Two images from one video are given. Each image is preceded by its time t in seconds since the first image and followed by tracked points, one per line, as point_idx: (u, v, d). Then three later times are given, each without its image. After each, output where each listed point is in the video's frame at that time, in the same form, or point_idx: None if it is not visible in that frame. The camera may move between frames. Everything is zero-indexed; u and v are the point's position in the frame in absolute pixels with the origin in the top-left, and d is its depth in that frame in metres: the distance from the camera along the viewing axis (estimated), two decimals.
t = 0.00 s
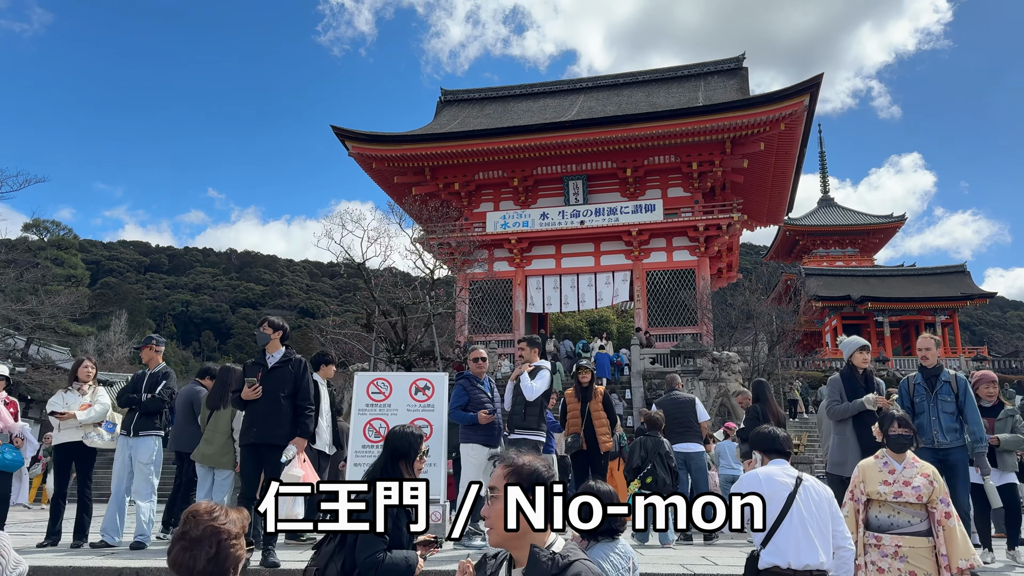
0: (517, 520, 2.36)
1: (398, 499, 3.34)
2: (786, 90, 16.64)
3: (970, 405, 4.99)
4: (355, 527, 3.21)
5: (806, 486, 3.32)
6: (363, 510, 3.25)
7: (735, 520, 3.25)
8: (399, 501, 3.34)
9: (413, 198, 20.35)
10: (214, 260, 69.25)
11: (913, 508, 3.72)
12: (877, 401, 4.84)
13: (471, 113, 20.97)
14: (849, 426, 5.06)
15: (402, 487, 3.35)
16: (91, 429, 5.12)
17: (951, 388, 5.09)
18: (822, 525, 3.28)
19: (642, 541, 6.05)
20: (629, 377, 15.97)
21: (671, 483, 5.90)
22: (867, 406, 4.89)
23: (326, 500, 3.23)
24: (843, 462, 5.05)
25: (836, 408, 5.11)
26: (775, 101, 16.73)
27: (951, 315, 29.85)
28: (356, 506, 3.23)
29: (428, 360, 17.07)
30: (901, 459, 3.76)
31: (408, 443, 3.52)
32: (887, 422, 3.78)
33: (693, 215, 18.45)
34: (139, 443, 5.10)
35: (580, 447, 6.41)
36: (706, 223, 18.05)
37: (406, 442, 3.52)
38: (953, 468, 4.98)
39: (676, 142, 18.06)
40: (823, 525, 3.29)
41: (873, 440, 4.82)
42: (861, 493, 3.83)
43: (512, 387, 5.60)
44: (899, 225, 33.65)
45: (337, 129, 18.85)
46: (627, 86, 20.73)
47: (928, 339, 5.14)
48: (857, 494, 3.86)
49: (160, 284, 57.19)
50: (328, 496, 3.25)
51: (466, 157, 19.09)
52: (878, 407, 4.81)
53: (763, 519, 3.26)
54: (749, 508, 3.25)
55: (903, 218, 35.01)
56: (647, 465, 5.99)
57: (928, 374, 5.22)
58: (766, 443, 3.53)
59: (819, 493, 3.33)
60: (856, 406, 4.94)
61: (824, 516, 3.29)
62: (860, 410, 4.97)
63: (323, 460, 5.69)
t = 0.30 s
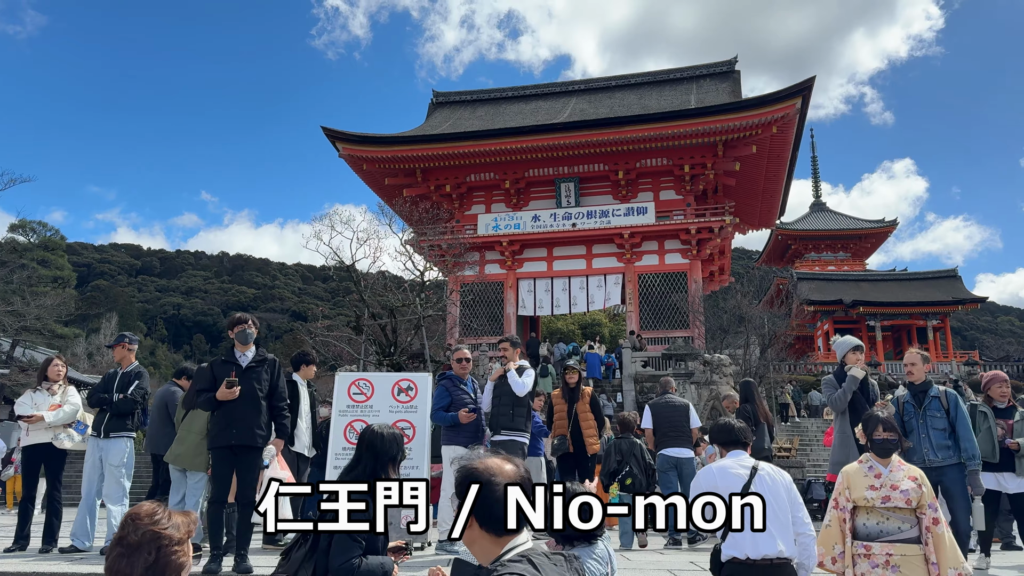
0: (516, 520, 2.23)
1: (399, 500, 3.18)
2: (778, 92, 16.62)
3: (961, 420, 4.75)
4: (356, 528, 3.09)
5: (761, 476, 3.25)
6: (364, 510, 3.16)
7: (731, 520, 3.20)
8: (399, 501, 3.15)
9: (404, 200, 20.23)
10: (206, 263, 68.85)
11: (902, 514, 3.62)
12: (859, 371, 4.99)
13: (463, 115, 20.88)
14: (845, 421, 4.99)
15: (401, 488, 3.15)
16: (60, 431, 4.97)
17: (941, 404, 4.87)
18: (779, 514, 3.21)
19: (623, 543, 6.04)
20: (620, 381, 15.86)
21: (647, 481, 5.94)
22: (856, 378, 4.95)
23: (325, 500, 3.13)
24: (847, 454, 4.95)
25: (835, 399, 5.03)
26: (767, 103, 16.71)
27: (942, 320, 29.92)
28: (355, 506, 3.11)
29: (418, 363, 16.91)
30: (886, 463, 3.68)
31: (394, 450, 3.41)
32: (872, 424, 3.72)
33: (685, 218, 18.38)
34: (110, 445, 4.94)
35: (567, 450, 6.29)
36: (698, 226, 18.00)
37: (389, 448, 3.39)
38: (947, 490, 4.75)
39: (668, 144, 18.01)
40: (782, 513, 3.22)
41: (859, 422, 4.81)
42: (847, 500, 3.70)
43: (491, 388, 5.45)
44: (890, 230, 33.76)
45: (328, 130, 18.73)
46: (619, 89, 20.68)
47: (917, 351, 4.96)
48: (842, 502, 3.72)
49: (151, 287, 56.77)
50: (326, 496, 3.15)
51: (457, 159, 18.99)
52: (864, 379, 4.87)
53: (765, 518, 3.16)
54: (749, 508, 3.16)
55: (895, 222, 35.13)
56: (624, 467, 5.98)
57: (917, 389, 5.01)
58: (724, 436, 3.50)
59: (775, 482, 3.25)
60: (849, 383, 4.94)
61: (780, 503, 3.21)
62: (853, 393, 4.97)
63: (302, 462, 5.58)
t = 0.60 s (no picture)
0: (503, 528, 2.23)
1: (399, 500, 2.97)
2: (769, 97, 16.61)
3: (947, 426, 4.52)
4: (355, 528, 2.95)
5: (730, 462, 3.39)
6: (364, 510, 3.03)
7: (732, 520, 3.29)
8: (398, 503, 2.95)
9: (394, 203, 20.06)
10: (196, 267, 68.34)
11: (895, 525, 3.50)
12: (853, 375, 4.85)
13: (454, 118, 20.78)
14: (839, 428, 4.85)
15: (401, 487, 2.95)
16: (26, 435, 4.82)
17: (928, 411, 4.68)
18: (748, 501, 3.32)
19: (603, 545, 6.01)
20: (611, 385, 15.72)
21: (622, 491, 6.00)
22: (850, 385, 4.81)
23: (325, 500, 2.99)
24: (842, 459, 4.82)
25: (827, 405, 4.91)
26: (759, 107, 16.69)
27: (933, 326, 29.96)
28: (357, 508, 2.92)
29: (406, 367, 16.71)
30: (879, 473, 3.57)
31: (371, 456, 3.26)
32: (865, 433, 3.60)
33: (677, 222, 18.33)
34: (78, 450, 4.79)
35: (553, 455, 6.17)
36: (690, 230, 17.93)
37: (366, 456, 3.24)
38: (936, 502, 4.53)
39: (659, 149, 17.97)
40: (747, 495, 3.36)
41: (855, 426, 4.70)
42: (837, 510, 3.57)
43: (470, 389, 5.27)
44: (881, 236, 33.85)
45: (317, 132, 18.55)
46: (611, 93, 20.65)
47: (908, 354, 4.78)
48: (833, 512, 3.60)
49: (141, 291, 56.27)
50: (327, 495, 3.01)
51: (448, 161, 18.88)
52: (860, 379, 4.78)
53: (763, 518, 3.25)
54: (750, 507, 3.25)
55: (886, 228, 35.23)
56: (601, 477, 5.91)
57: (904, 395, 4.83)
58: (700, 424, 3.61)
59: (743, 466, 3.38)
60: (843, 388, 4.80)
61: (748, 487, 3.34)
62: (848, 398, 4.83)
63: (280, 468, 5.35)
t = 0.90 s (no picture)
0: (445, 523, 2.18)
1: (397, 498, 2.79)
2: (761, 101, 16.58)
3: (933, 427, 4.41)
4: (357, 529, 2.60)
5: (712, 470, 3.25)
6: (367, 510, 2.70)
7: (732, 519, 3.18)
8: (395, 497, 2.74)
9: (384, 207, 19.95)
10: (187, 271, 67.92)
11: (899, 568, 3.09)
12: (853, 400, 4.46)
13: (445, 122, 20.69)
14: (829, 440, 4.63)
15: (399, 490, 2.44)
16: None
17: (917, 414, 4.54)
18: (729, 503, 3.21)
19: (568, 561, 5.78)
20: (602, 391, 15.57)
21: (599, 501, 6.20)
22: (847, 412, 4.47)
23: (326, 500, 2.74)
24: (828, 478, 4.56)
25: (816, 419, 4.69)
26: (750, 112, 16.67)
27: (924, 332, 30.03)
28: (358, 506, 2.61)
29: (395, 372, 16.53)
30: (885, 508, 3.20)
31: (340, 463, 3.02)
32: (870, 463, 3.29)
33: (668, 227, 18.26)
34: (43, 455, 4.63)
35: (537, 461, 6.05)
36: (681, 235, 17.86)
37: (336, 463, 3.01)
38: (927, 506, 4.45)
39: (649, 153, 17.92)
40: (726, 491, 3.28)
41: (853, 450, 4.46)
42: (836, 547, 3.22)
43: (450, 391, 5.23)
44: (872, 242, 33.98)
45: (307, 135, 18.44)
46: (602, 97, 20.62)
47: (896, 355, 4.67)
48: (832, 548, 3.24)
49: (131, 296, 55.82)
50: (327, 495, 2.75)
51: (439, 165, 18.78)
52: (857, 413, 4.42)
53: (764, 519, 3.18)
54: (750, 506, 3.16)
55: (877, 235, 35.35)
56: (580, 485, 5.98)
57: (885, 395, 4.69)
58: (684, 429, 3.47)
59: (726, 475, 3.24)
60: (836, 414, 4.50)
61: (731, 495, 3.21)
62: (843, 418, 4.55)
63: (253, 475, 5.19)
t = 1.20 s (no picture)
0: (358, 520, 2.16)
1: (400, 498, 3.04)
2: (753, 106, 16.55)
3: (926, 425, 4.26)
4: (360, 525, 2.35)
5: (705, 452, 3.25)
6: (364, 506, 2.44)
7: (732, 519, 3.16)
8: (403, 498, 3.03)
9: (374, 211, 19.80)
10: (179, 276, 67.43)
11: None
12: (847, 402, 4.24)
13: (436, 126, 20.59)
14: (826, 442, 4.46)
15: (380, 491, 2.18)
16: None
17: (912, 413, 4.39)
18: (720, 490, 3.18)
19: (544, 562, 5.47)
20: (593, 396, 15.42)
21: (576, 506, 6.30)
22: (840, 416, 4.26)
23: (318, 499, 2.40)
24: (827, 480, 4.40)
25: (811, 421, 4.52)
26: (742, 116, 16.64)
27: (916, 338, 30.04)
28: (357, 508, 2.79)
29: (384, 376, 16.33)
30: (889, 512, 3.06)
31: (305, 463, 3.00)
32: (879, 461, 3.10)
33: (659, 232, 18.19)
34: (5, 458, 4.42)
35: (520, 465, 5.92)
36: (673, 239, 17.79)
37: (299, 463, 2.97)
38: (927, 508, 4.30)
39: (641, 157, 17.87)
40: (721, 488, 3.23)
41: (850, 456, 4.28)
42: (836, 555, 3.09)
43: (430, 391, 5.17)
44: (863, 249, 34.05)
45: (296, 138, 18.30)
46: (594, 102, 20.58)
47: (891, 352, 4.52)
48: (831, 557, 3.12)
49: (121, 301, 55.25)
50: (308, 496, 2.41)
51: (429, 169, 18.67)
52: (850, 416, 4.21)
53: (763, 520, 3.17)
54: (750, 506, 3.16)
55: (868, 242, 35.46)
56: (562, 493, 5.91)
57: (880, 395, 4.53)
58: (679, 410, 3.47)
59: (718, 458, 3.24)
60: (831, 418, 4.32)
61: (722, 478, 3.20)
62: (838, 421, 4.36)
63: (227, 478, 5.10)
